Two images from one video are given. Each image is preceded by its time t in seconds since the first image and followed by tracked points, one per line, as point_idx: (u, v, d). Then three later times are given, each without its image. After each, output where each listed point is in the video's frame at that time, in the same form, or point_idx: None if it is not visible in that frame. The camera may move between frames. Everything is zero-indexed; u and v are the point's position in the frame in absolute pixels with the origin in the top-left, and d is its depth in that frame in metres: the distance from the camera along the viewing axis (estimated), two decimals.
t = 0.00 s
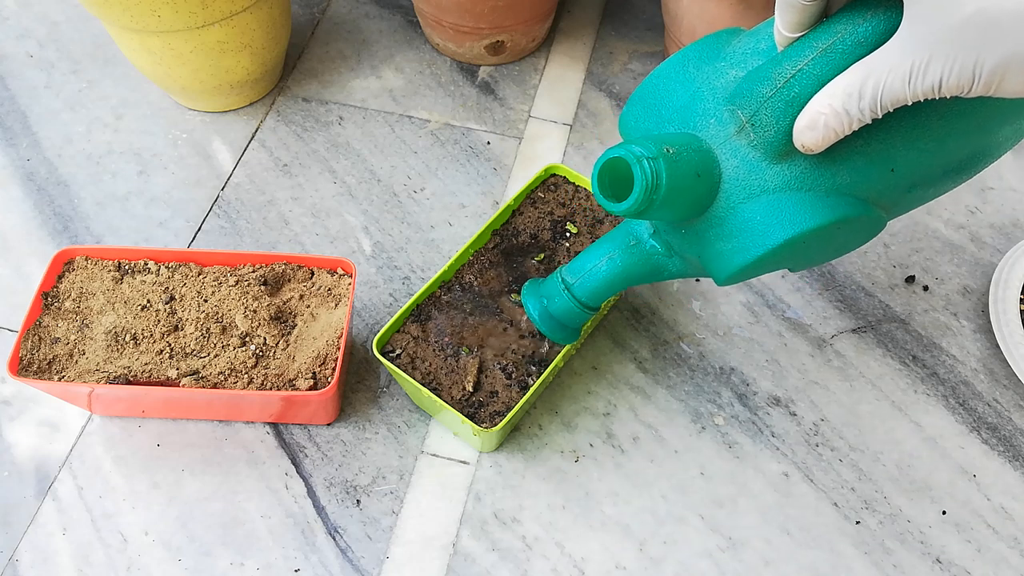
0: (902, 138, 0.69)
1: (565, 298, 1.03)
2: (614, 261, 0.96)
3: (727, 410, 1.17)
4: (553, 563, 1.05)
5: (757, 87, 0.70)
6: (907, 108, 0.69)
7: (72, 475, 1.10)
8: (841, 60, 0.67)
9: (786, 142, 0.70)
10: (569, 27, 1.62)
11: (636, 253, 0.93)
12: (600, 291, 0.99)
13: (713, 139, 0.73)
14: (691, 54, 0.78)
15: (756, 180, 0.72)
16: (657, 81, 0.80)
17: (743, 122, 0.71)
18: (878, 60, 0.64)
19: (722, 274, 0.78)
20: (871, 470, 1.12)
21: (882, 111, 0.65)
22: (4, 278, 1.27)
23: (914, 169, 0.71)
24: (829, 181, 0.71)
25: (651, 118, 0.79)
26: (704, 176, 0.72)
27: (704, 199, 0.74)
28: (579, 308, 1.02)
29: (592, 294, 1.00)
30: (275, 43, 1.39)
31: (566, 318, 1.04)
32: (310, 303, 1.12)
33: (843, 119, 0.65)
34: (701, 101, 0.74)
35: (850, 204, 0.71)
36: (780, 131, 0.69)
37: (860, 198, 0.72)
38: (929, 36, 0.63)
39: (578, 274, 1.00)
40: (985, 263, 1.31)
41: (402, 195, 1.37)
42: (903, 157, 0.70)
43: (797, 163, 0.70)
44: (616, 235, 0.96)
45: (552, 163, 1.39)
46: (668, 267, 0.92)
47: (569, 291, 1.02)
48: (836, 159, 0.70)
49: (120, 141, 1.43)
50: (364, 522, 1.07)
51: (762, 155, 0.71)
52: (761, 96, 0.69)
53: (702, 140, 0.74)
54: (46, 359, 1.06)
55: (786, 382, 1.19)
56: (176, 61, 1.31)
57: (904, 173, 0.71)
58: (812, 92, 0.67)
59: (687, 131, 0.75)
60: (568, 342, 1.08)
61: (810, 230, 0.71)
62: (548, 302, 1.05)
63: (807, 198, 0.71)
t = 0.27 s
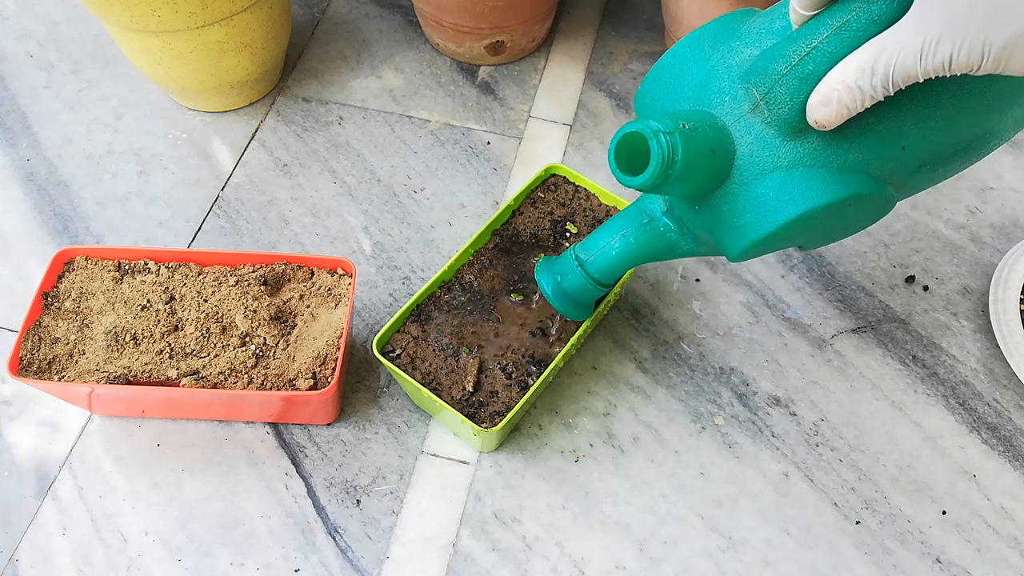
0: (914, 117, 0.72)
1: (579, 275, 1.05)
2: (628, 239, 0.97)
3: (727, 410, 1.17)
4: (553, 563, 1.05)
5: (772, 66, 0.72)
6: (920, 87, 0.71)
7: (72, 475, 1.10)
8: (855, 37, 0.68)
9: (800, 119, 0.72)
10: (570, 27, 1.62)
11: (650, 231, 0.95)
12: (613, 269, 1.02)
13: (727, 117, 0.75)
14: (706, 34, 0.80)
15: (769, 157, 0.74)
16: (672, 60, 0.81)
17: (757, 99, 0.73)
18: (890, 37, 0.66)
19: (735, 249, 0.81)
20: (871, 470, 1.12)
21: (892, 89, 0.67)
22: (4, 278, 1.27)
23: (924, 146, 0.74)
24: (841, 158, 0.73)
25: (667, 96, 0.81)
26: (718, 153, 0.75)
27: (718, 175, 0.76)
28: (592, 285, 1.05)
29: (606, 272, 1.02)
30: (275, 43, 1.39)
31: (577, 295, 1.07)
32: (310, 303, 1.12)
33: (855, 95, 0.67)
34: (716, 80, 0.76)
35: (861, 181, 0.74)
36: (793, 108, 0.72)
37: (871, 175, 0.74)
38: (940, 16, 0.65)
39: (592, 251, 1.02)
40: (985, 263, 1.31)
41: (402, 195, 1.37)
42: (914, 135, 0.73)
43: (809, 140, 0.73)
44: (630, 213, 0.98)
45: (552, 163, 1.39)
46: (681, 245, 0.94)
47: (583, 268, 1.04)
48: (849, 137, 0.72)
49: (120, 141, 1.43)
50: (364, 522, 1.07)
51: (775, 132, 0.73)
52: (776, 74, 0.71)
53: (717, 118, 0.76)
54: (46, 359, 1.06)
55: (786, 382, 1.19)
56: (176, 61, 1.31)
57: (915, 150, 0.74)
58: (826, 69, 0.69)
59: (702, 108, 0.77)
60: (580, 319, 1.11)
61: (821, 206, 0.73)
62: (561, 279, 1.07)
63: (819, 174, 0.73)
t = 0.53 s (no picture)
0: (944, 95, 0.74)
1: (609, 249, 1.06)
2: (658, 214, 0.98)
3: (727, 410, 1.17)
4: (553, 563, 1.05)
5: (803, 43, 0.74)
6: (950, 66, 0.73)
7: (72, 475, 1.10)
8: (886, 16, 0.71)
9: (829, 96, 0.75)
10: (570, 27, 1.62)
11: (679, 207, 0.96)
12: (643, 243, 1.02)
13: (759, 93, 0.78)
14: (740, 12, 0.82)
15: (798, 133, 0.77)
16: (706, 38, 0.84)
17: (788, 77, 0.76)
18: (919, 17, 0.68)
19: (762, 224, 0.83)
20: (871, 470, 1.12)
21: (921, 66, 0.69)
22: (5, 278, 1.27)
23: (952, 125, 0.76)
24: (870, 135, 0.75)
25: (700, 73, 0.84)
26: (749, 128, 0.77)
27: (748, 150, 0.79)
28: (622, 259, 1.06)
29: (636, 247, 1.03)
30: (275, 43, 1.39)
31: (606, 269, 1.08)
32: (310, 303, 1.12)
33: (885, 72, 0.69)
34: (748, 57, 0.79)
35: (889, 158, 0.76)
36: (823, 85, 0.74)
37: (899, 152, 0.77)
38: None
39: (622, 226, 1.03)
40: (985, 263, 1.31)
41: (402, 195, 1.37)
42: (942, 114, 0.75)
43: (839, 118, 0.75)
44: (661, 188, 0.98)
45: (552, 163, 1.39)
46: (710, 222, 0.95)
47: (613, 243, 1.05)
48: (878, 114, 0.75)
49: (120, 141, 1.43)
50: (364, 522, 1.07)
51: (805, 109, 0.76)
52: (807, 51, 0.74)
53: (748, 94, 0.78)
54: (46, 359, 1.06)
55: (786, 382, 1.19)
56: (176, 61, 1.31)
57: (943, 129, 0.76)
58: (856, 46, 0.72)
59: (734, 85, 0.79)
60: (609, 292, 1.12)
61: (848, 182, 0.76)
62: (591, 253, 1.09)
63: (847, 151, 0.76)
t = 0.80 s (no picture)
0: (967, 76, 0.76)
1: (630, 221, 1.08)
2: (679, 187, 1.02)
3: (727, 410, 1.17)
4: (553, 563, 1.05)
5: (829, 20, 0.76)
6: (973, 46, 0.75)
7: (72, 475, 1.10)
8: None
9: (852, 73, 0.76)
10: (570, 27, 1.62)
11: (701, 180, 0.99)
12: (663, 217, 1.05)
13: (783, 69, 0.80)
14: None
15: (820, 109, 0.79)
16: (734, 13, 0.85)
17: (813, 53, 0.78)
18: None
19: (780, 198, 0.86)
20: (871, 470, 1.12)
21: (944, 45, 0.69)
22: (5, 278, 1.27)
23: (975, 107, 0.78)
24: (891, 113, 0.77)
25: (726, 47, 0.85)
26: (771, 103, 0.79)
27: (769, 125, 0.81)
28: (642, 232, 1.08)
29: (657, 220, 1.06)
30: (275, 43, 1.39)
31: (627, 241, 1.10)
32: (310, 303, 1.12)
33: (908, 50, 0.70)
34: (774, 33, 0.80)
35: (909, 137, 0.78)
36: (847, 62, 0.76)
37: (919, 132, 0.79)
38: None
39: (644, 199, 1.06)
40: (985, 263, 1.31)
41: (402, 195, 1.37)
42: (965, 94, 0.77)
43: (860, 95, 0.77)
44: (684, 162, 1.02)
45: (552, 163, 1.39)
46: (730, 196, 0.99)
47: (634, 215, 1.07)
48: (900, 93, 0.77)
49: (120, 141, 1.43)
50: (364, 522, 1.07)
51: (828, 85, 0.78)
52: (833, 28, 0.76)
53: (773, 69, 0.80)
54: (46, 359, 1.06)
55: (786, 382, 1.19)
56: (176, 61, 1.31)
57: (965, 109, 0.78)
58: (881, 24, 0.73)
59: (759, 60, 0.81)
60: (629, 263, 1.14)
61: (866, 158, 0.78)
62: (612, 225, 1.11)
63: (867, 128, 0.78)
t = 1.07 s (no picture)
0: (978, 62, 0.76)
1: (641, 200, 1.09)
2: (691, 168, 1.03)
3: (727, 410, 1.17)
4: (553, 563, 1.05)
5: (842, 3, 0.76)
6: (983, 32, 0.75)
7: (72, 475, 1.10)
8: None
9: (862, 58, 0.77)
10: (570, 27, 1.62)
11: (713, 162, 1.01)
12: (675, 196, 1.06)
13: (795, 52, 0.80)
14: None
15: (830, 92, 0.79)
16: None
17: (825, 36, 0.78)
18: None
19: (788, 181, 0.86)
20: (871, 470, 1.12)
21: (954, 29, 0.68)
22: (5, 278, 1.27)
23: (986, 94, 0.79)
24: (900, 99, 0.77)
25: (741, 29, 0.85)
26: (781, 85, 0.79)
27: (779, 108, 0.81)
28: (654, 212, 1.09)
29: (669, 200, 1.07)
30: (275, 43, 1.39)
31: (639, 221, 1.11)
32: (310, 303, 1.12)
33: (917, 35, 0.70)
34: (787, 15, 0.80)
35: (917, 123, 0.78)
36: (857, 46, 0.76)
37: (929, 118, 0.79)
38: None
39: (657, 177, 1.07)
40: (985, 263, 1.31)
41: (402, 195, 1.37)
42: (975, 80, 0.77)
43: (870, 80, 0.77)
44: (696, 144, 1.03)
45: (552, 163, 1.39)
46: (742, 177, 0.99)
47: (646, 193, 1.08)
48: (910, 79, 0.77)
49: (120, 141, 1.43)
50: (364, 522, 1.07)
51: (838, 69, 0.78)
52: (845, 12, 0.76)
53: (785, 52, 0.80)
54: (46, 359, 1.06)
55: (786, 382, 1.19)
56: (176, 61, 1.31)
57: (976, 96, 0.78)
58: (892, 8, 0.73)
59: (772, 42, 0.81)
60: (642, 242, 1.15)
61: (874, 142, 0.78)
62: (623, 204, 1.12)
63: (876, 113, 0.78)
